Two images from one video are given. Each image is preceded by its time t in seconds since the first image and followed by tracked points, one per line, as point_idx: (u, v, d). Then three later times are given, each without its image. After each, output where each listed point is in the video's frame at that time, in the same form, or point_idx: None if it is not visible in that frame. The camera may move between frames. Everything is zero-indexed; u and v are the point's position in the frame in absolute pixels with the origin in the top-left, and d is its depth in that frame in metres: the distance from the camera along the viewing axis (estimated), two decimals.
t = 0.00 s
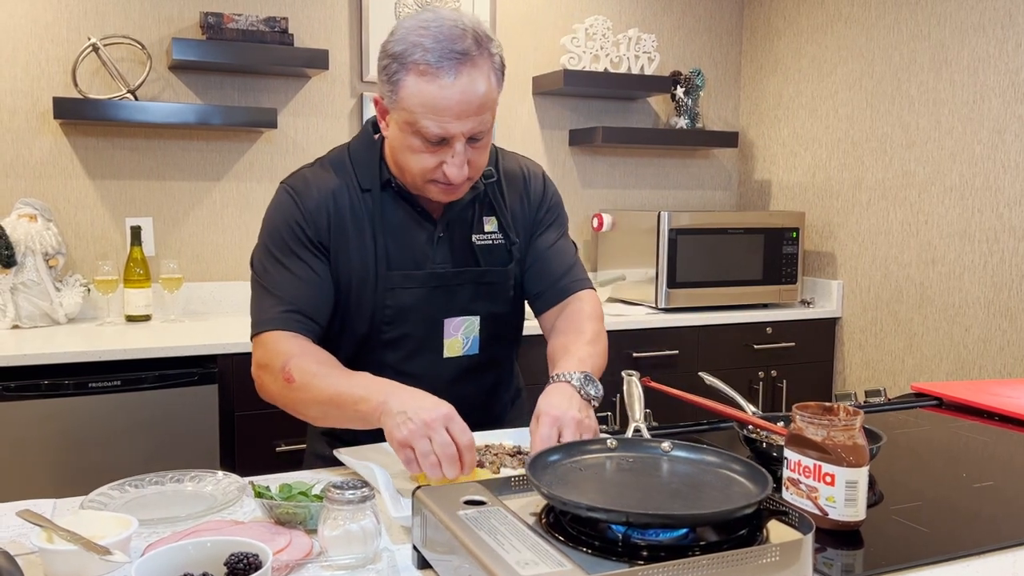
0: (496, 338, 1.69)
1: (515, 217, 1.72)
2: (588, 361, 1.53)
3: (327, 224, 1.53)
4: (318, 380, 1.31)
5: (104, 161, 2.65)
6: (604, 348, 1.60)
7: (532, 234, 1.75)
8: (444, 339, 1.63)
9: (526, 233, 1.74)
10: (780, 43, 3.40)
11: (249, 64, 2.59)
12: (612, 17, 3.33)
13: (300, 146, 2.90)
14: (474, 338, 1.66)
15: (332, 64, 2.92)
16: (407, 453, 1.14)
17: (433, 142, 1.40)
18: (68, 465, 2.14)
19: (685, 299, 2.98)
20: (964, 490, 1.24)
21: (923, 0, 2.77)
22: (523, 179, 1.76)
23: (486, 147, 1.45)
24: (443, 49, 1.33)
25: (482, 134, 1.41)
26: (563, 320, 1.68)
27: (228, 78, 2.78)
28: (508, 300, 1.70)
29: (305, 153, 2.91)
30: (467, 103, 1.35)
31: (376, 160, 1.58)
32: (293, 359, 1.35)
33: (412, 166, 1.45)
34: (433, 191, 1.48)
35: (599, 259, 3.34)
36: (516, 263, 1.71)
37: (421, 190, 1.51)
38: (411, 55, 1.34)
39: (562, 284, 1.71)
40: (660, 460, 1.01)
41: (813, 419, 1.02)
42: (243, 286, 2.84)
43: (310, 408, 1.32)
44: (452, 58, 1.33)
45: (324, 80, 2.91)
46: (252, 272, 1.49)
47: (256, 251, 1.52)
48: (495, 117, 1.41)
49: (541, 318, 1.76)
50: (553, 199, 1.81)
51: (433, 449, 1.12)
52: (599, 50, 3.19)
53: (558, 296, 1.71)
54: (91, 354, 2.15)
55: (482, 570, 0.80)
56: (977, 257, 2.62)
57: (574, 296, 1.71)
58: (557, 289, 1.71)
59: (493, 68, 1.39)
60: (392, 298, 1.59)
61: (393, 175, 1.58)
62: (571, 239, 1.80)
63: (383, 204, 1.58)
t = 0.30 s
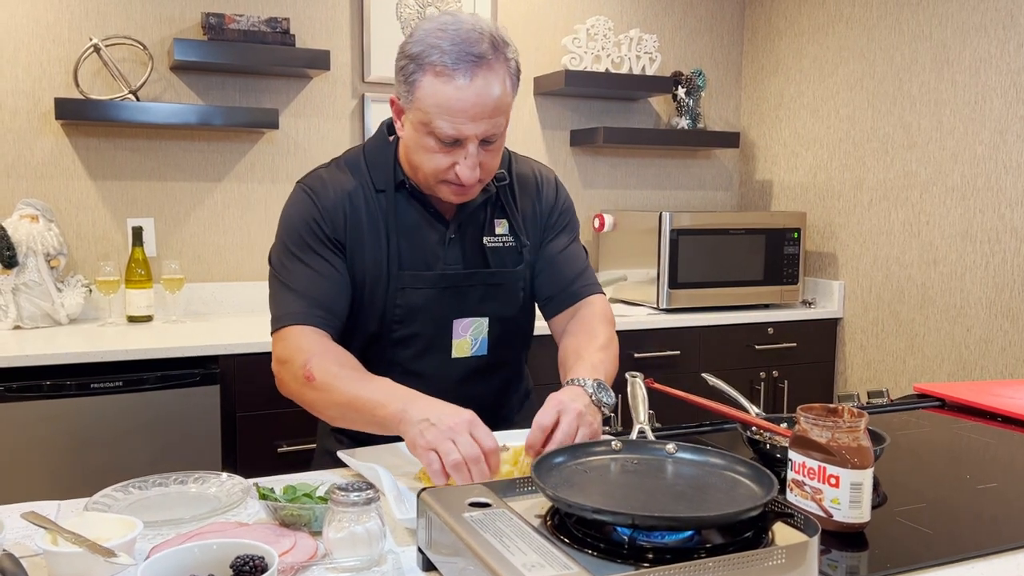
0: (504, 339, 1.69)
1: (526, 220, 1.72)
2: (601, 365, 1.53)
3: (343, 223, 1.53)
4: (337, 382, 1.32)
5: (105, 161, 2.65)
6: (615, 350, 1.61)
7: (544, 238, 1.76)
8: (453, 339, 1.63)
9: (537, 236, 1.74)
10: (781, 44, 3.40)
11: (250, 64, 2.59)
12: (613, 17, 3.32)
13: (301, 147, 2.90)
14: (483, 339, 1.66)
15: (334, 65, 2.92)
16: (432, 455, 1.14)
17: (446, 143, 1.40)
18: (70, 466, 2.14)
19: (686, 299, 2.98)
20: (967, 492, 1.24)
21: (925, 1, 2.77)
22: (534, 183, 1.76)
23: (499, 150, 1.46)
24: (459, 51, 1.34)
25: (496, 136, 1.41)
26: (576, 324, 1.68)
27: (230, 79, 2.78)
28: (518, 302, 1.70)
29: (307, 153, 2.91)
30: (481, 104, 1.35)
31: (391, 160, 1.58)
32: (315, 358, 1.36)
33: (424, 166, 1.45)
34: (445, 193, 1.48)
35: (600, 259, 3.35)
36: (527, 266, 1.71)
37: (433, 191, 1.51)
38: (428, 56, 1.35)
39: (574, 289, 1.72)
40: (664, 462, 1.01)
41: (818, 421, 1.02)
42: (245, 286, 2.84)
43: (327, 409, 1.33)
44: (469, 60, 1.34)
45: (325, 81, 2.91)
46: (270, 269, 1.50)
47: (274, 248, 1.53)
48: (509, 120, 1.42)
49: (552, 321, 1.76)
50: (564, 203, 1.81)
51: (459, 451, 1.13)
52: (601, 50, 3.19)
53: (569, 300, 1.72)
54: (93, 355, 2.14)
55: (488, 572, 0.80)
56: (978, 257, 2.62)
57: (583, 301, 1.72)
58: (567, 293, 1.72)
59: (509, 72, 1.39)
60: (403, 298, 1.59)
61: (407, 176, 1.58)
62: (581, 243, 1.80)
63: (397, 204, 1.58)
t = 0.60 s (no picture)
0: (510, 337, 1.69)
1: (533, 220, 1.72)
2: (606, 367, 1.53)
3: (351, 219, 1.54)
4: (334, 374, 1.33)
5: (106, 161, 2.64)
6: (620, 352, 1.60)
7: (551, 239, 1.76)
8: (459, 336, 1.63)
9: (544, 237, 1.74)
10: (782, 43, 3.40)
11: (251, 64, 2.59)
12: (613, 16, 3.32)
13: (302, 147, 2.90)
14: (488, 337, 1.66)
15: (335, 65, 2.92)
16: (429, 445, 1.14)
17: (456, 142, 1.40)
18: (70, 465, 2.14)
19: (687, 299, 2.98)
20: (969, 491, 1.24)
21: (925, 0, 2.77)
22: (542, 183, 1.76)
23: (508, 150, 1.46)
24: (472, 51, 1.34)
25: (506, 136, 1.41)
26: (581, 323, 1.68)
27: (230, 78, 2.77)
28: (523, 301, 1.70)
29: (307, 153, 2.90)
30: (492, 104, 1.35)
31: (401, 159, 1.59)
32: (315, 349, 1.37)
33: (433, 164, 1.45)
34: (453, 191, 1.48)
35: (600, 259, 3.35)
36: (533, 265, 1.71)
37: (442, 189, 1.51)
38: (441, 55, 1.35)
39: (580, 288, 1.72)
40: (666, 462, 1.01)
41: (820, 421, 1.02)
42: (245, 286, 2.84)
43: (325, 401, 1.34)
44: (481, 60, 1.34)
45: (326, 80, 2.91)
46: (278, 263, 1.51)
47: (282, 244, 1.54)
48: (519, 121, 1.42)
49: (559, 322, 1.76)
50: (572, 204, 1.81)
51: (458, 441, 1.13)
52: (602, 50, 3.19)
53: (574, 301, 1.72)
54: (94, 355, 2.14)
55: (491, 572, 0.80)
56: (979, 256, 2.62)
57: (591, 301, 1.71)
58: (573, 293, 1.72)
59: (520, 73, 1.39)
60: (410, 295, 1.59)
61: (416, 175, 1.59)
62: (589, 244, 1.80)
63: (406, 202, 1.59)
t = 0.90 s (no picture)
0: (511, 334, 1.69)
1: (533, 218, 1.72)
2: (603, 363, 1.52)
3: (351, 217, 1.54)
4: (334, 367, 1.33)
5: (106, 160, 2.65)
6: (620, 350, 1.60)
7: (552, 238, 1.76)
8: (459, 333, 1.63)
9: (544, 235, 1.74)
10: (781, 43, 3.40)
11: (250, 64, 2.59)
12: (613, 16, 3.32)
13: (301, 146, 2.90)
14: (489, 334, 1.66)
15: (335, 64, 2.92)
16: (430, 428, 1.14)
17: (454, 141, 1.40)
18: (71, 464, 2.14)
19: (687, 298, 2.98)
20: (969, 490, 1.24)
21: None
22: (542, 182, 1.76)
23: (506, 150, 1.46)
24: (470, 51, 1.34)
25: (503, 136, 1.41)
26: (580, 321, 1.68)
27: (230, 77, 2.77)
28: (524, 298, 1.70)
29: (307, 153, 2.91)
30: (490, 104, 1.35)
31: (401, 158, 1.59)
32: (313, 344, 1.37)
33: (432, 164, 1.46)
34: (452, 191, 1.49)
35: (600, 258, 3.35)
36: (533, 263, 1.71)
37: (441, 188, 1.51)
38: (439, 55, 1.35)
39: (580, 287, 1.72)
40: (666, 460, 1.02)
41: (820, 419, 1.02)
42: (245, 285, 2.85)
43: (325, 394, 1.33)
44: (478, 60, 1.34)
45: (325, 80, 2.91)
46: (277, 260, 1.52)
47: (283, 242, 1.54)
48: (516, 120, 1.42)
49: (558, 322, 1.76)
50: (572, 203, 1.81)
51: (457, 423, 1.13)
52: (602, 49, 3.19)
53: (575, 299, 1.72)
54: (94, 354, 2.14)
55: (491, 570, 0.80)
56: (978, 256, 2.62)
57: (591, 300, 1.71)
58: (572, 291, 1.72)
59: (518, 73, 1.40)
60: (410, 293, 1.59)
61: (416, 173, 1.59)
62: (589, 242, 1.80)
63: (405, 200, 1.59)
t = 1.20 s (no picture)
0: (513, 329, 1.69)
1: (536, 215, 1.72)
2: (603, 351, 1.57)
3: (350, 213, 1.55)
4: (329, 357, 1.41)
5: (106, 159, 2.64)
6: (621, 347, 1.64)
7: (557, 237, 1.77)
8: (460, 328, 1.63)
9: (549, 233, 1.75)
10: (782, 42, 3.40)
11: (250, 63, 2.59)
12: (613, 15, 3.32)
13: (302, 146, 2.90)
14: (490, 329, 1.65)
15: (335, 63, 2.92)
16: (438, 386, 1.29)
17: (458, 136, 1.40)
18: (72, 463, 2.14)
19: (687, 298, 2.98)
20: (970, 489, 1.24)
21: None
22: (544, 180, 1.76)
23: (510, 144, 1.45)
24: (473, 46, 1.34)
25: (507, 130, 1.41)
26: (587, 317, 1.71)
27: (230, 76, 2.77)
28: (527, 293, 1.69)
29: (307, 152, 2.90)
30: (493, 98, 1.35)
31: (404, 155, 1.59)
32: (308, 336, 1.43)
33: (436, 159, 1.46)
34: (456, 186, 1.49)
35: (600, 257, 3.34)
36: (536, 259, 1.71)
37: (445, 184, 1.52)
38: (442, 50, 1.35)
39: (586, 285, 1.74)
40: (667, 459, 1.01)
41: (821, 418, 1.02)
42: (245, 285, 2.85)
43: (320, 382, 1.41)
44: (481, 55, 1.34)
45: (326, 79, 2.91)
46: (272, 257, 1.53)
47: (280, 238, 1.55)
48: (519, 115, 1.42)
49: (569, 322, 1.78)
50: (574, 202, 1.81)
51: (464, 383, 1.28)
52: (602, 48, 3.19)
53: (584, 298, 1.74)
54: (94, 353, 2.14)
55: (492, 568, 0.80)
56: (979, 255, 2.62)
57: (597, 300, 1.73)
58: (585, 292, 1.74)
59: (521, 67, 1.40)
60: (410, 287, 1.59)
61: (417, 169, 1.59)
62: (593, 241, 1.80)
63: (407, 195, 1.59)
